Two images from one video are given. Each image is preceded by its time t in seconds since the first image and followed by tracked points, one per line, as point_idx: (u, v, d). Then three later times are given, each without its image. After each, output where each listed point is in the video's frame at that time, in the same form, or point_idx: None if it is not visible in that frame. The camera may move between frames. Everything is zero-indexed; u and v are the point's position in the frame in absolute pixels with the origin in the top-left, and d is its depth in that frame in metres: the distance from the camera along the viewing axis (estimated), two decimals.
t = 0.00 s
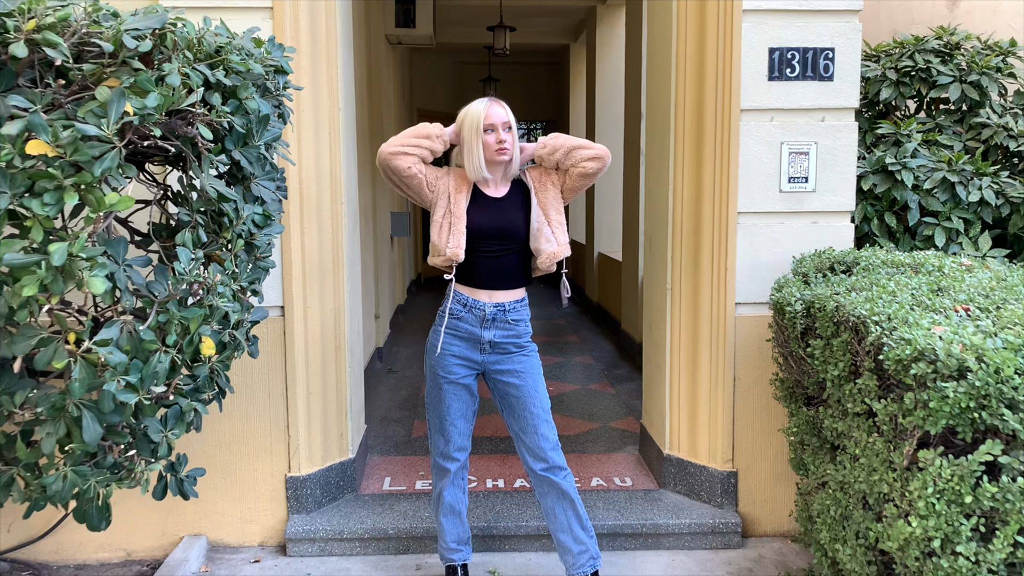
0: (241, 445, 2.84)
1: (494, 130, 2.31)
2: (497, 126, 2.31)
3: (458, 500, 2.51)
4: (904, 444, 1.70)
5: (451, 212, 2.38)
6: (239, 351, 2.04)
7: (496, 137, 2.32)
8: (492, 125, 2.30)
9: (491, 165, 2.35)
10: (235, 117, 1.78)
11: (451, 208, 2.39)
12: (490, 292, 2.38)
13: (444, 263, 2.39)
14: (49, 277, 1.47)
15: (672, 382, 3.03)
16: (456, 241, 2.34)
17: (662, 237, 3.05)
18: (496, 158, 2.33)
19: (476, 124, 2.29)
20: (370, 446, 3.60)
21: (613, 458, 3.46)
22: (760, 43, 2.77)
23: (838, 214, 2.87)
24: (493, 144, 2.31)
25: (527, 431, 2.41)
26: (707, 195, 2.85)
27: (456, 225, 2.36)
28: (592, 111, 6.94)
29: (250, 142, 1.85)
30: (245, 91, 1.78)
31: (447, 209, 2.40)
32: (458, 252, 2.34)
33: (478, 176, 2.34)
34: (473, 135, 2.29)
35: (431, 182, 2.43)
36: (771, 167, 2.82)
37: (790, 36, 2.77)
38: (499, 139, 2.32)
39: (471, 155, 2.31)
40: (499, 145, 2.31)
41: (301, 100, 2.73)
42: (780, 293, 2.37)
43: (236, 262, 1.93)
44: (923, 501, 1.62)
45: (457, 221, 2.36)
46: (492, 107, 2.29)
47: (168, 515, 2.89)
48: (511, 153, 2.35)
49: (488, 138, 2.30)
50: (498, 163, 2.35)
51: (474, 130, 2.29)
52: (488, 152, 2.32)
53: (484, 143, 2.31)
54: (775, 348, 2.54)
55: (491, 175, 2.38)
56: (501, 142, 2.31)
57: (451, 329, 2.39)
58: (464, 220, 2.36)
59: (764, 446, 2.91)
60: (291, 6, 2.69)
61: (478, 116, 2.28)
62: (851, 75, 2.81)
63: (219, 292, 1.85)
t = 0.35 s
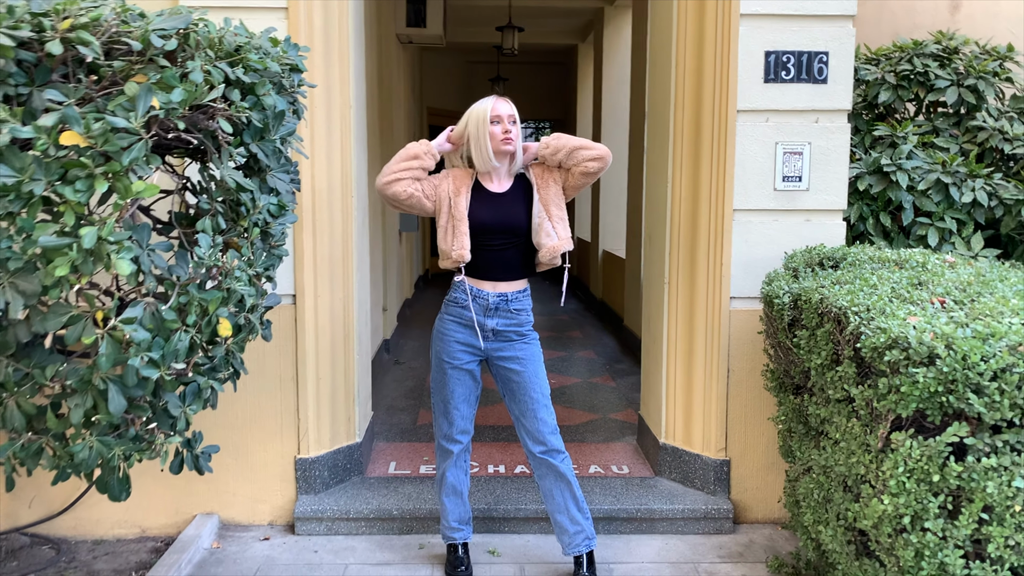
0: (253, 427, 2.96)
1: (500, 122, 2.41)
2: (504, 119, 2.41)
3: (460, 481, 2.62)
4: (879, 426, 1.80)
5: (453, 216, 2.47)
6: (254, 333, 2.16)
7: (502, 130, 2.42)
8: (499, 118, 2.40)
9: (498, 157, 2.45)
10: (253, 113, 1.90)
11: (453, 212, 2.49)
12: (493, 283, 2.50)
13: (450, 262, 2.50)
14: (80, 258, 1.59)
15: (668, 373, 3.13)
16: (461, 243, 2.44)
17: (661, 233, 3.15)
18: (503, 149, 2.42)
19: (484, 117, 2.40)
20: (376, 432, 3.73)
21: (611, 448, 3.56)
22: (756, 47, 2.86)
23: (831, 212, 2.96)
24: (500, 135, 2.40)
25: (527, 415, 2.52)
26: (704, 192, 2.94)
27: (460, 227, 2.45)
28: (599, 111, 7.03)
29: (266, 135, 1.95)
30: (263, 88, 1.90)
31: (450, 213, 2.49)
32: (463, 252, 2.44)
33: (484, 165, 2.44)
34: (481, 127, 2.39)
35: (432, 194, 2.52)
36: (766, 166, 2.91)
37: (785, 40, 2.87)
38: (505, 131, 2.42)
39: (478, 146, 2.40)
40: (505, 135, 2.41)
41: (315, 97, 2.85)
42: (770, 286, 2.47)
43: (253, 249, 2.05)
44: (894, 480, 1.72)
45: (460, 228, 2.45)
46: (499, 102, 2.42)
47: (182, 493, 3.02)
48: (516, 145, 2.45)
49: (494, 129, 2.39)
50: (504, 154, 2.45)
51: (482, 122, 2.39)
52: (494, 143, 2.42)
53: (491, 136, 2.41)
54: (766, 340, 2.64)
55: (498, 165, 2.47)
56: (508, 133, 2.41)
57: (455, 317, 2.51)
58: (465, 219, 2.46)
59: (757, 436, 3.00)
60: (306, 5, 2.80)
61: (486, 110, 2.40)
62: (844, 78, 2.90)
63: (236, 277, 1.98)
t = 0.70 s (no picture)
0: (262, 413, 3.09)
1: (502, 123, 2.50)
2: (506, 119, 2.50)
3: (459, 467, 2.73)
4: (853, 415, 1.90)
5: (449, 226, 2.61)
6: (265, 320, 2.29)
7: (504, 129, 2.51)
8: (501, 118, 2.50)
9: (499, 157, 2.55)
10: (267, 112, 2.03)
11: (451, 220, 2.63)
12: (493, 277, 2.61)
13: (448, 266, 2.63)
14: (105, 245, 1.71)
15: (663, 368, 3.23)
16: (456, 249, 2.58)
17: (658, 232, 3.26)
18: (505, 147, 2.52)
19: (487, 118, 2.49)
20: (381, 422, 3.85)
21: (608, 440, 3.67)
22: (751, 54, 2.97)
23: (822, 214, 3.06)
24: (503, 134, 2.50)
25: (525, 404, 2.63)
26: (699, 192, 3.05)
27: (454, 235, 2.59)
28: (606, 114, 7.14)
29: (279, 133, 2.10)
30: (277, 89, 2.03)
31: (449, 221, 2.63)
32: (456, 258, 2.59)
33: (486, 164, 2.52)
34: (484, 127, 2.48)
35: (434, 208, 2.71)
36: (760, 169, 3.01)
37: (780, 47, 2.97)
38: (507, 131, 2.51)
39: (481, 145, 2.49)
40: (509, 134, 2.51)
41: (326, 97, 2.98)
42: (757, 283, 2.57)
43: (265, 240, 2.18)
44: (864, 465, 1.85)
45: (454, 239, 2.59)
46: (501, 102, 2.51)
47: (194, 474, 3.15)
48: (518, 144, 2.55)
49: (498, 129, 2.49)
50: (506, 153, 2.54)
51: (485, 122, 2.48)
52: (497, 142, 2.51)
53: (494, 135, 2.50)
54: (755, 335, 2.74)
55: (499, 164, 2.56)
56: (511, 132, 2.51)
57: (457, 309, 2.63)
58: (461, 227, 2.60)
59: (748, 430, 3.10)
60: (318, 7, 2.93)
61: (488, 110, 2.49)
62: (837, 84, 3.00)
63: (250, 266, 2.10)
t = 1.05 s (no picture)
0: (267, 403, 3.19)
1: (496, 122, 2.59)
2: (499, 118, 2.59)
3: (458, 454, 2.83)
4: (833, 400, 1.99)
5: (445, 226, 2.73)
6: (272, 311, 2.39)
7: (498, 128, 2.60)
8: (495, 116, 2.58)
9: (494, 155, 2.63)
10: (275, 112, 2.13)
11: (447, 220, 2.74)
12: (490, 271, 2.71)
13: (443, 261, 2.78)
14: (122, 239, 1.81)
15: (657, 360, 3.32)
16: (451, 247, 2.71)
17: (652, 227, 3.34)
18: (500, 145, 2.60)
19: (481, 118, 2.58)
20: (383, 413, 3.95)
21: (604, 431, 3.76)
22: (741, 55, 3.06)
23: (810, 210, 3.15)
24: (497, 133, 2.58)
25: (522, 393, 2.73)
26: (691, 189, 3.15)
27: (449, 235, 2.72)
28: (604, 112, 7.22)
29: (285, 133, 2.19)
30: (284, 90, 2.13)
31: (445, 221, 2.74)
32: (451, 257, 2.71)
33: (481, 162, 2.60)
34: (479, 126, 2.57)
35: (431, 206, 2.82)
36: (750, 166, 3.11)
37: (769, 48, 3.06)
38: (502, 129, 2.60)
39: (475, 143, 2.58)
40: (503, 133, 2.59)
41: (329, 98, 3.08)
42: (746, 276, 2.66)
43: (272, 235, 2.27)
44: (842, 447, 1.93)
45: (450, 236, 2.71)
46: (492, 102, 2.59)
47: (202, 463, 3.25)
48: (512, 141, 2.64)
49: (492, 128, 2.58)
50: (502, 151, 2.62)
51: (480, 121, 2.57)
52: (492, 141, 2.59)
53: (489, 134, 2.59)
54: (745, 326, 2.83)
55: (496, 162, 2.64)
56: (505, 131, 2.59)
57: (456, 301, 2.73)
58: (458, 226, 2.71)
59: (738, 419, 3.19)
60: (322, 10, 3.03)
61: (481, 109, 2.58)
62: (824, 84, 3.09)
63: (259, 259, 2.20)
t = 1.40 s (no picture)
0: (274, 394, 3.25)
1: (497, 117, 2.64)
2: (499, 112, 2.64)
3: (461, 443, 2.88)
4: (827, 385, 2.04)
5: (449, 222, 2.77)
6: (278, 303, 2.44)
7: (499, 123, 2.65)
8: (494, 111, 2.63)
9: (494, 148, 2.67)
10: (281, 108, 2.17)
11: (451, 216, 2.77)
12: (492, 264, 2.75)
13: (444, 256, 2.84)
14: (134, 232, 1.86)
15: (656, 350, 3.38)
16: (453, 242, 2.75)
17: (651, 219, 3.39)
18: (500, 139, 2.65)
19: (480, 113, 2.63)
20: (387, 404, 4.01)
21: (604, 421, 3.82)
22: (738, 48, 3.10)
23: (807, 201, 3.20)
24: (497, 127, 2.63)
25: (523, 382, 2.78)
26: (689, 182, 3.19)
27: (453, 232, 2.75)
28: (604, 106, 7.25)
29: (291, 127, 2.25)
30: (289, 86, 2.17)
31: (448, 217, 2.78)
32: (455, 253, 2.76)
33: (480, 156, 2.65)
34: (479, 122, 2.62)
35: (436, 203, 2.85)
36: (747, 159, 3.15)
37: (766, 42, 3.10)
38: (502, 124, 2.65)
39: (475, 138, 2.62)
40: (503, 127, 2.64)
41: (333, 94, 3.12)
42: (743, 267, 2.71)
43: (279, 229, 2.32)
44: (836, 431, 1.97)
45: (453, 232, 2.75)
46: (491, 97, 2.65)
47: (210, 453, 3.31)
48: (513, 136, 2.68)
49: (492, 123, 2.63)
50: (502, 144, 2.67)
51: (479, 117, 2.63)
52: (493, 135, 2.64)
53: (489, 129, 2.64)
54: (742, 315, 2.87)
55: (496, 155, 2.69)
56: (505, 124, 2.64)
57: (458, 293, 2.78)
58: (460, 222, 2.75)
59: (737, 408, 3.24)
60: (325, 7, 3.07)
61: (480, 105, 2.64)
62: (821, 77, 3.14)
63: (265, 251, 2.25)
